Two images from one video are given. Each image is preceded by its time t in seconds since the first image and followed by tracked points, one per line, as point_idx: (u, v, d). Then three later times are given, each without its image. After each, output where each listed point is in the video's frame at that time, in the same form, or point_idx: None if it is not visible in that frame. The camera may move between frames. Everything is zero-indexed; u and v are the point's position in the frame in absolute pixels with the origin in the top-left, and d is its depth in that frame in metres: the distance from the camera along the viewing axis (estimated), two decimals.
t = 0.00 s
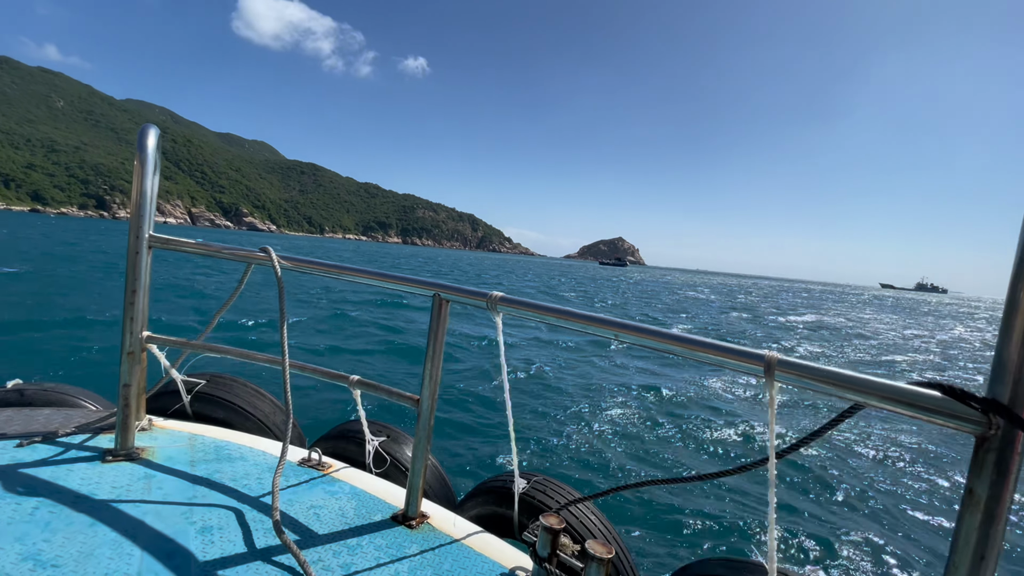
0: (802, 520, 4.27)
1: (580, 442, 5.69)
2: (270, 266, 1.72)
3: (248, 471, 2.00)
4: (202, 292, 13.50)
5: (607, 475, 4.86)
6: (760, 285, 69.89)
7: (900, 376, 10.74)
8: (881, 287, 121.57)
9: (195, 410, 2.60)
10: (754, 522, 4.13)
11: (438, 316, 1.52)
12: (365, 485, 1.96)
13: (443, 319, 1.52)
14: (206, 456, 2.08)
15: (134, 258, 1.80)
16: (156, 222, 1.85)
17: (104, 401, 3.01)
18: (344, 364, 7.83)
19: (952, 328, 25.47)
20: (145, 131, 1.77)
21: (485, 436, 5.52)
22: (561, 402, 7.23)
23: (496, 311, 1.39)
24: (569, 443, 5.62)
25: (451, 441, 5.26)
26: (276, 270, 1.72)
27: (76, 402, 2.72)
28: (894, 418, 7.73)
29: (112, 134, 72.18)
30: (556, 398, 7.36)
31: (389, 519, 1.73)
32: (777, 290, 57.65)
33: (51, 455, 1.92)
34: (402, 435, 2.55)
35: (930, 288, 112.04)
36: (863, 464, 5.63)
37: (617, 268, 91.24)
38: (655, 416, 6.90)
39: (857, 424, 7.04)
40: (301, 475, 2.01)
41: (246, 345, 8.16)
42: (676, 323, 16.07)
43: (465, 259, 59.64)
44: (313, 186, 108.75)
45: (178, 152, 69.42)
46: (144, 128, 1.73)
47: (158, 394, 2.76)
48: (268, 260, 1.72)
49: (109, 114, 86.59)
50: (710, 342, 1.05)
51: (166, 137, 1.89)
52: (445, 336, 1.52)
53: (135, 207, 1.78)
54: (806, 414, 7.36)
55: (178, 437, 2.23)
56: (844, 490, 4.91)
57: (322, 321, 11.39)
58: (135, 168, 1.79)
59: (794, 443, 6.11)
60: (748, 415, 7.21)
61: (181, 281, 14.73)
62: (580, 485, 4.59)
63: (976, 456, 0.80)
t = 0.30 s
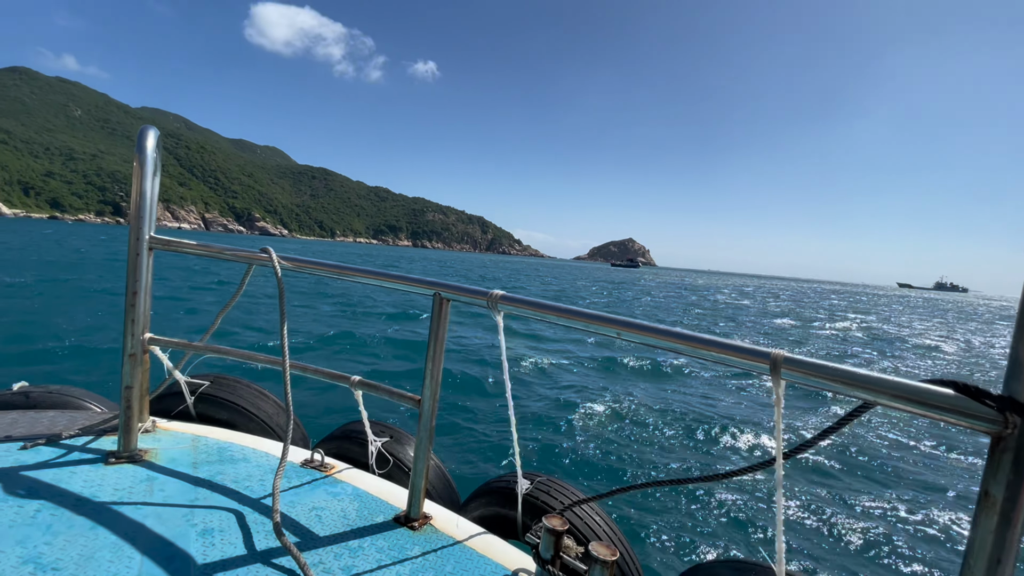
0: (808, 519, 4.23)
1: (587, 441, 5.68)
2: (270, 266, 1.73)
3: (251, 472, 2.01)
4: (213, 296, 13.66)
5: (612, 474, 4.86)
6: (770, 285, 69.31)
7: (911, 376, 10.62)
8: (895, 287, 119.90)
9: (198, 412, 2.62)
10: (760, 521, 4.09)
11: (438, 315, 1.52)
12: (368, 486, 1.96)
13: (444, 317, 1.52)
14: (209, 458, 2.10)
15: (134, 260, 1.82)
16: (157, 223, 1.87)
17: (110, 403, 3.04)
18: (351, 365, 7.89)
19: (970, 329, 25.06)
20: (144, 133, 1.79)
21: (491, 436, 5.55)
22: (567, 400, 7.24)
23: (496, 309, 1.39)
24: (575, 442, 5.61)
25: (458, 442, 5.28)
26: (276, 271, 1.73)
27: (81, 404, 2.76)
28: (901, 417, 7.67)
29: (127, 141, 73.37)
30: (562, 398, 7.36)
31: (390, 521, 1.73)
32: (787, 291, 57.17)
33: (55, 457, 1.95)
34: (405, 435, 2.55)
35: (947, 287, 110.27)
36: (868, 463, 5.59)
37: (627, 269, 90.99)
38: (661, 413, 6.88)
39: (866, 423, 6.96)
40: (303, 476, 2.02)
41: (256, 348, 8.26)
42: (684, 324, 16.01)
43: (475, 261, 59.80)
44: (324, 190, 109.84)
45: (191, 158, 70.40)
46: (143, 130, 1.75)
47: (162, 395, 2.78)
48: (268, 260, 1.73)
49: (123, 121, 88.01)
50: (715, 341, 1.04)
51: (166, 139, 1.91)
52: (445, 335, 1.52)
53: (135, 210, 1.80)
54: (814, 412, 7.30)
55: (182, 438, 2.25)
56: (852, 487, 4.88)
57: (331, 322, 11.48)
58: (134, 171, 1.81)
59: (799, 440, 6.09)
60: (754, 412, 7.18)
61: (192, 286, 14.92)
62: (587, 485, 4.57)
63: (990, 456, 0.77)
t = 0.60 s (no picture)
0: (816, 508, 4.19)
1: (592, 432, 5.68)
2: (270, 266, 1.74)
3: (256, 473, 2.02)
4: (224, 300, 13.83)
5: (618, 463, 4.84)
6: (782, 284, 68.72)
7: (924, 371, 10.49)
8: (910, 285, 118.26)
9: (204, 414, 2.64)
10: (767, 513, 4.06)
11: (438, 311, 1.52)
12: (373, 484, 1.97)
13: (443, 313, 1.52)
14: (215, 459, 2.11)
15: (134, 264, 1.83)
16: (155, 226, 1.88)
17: (118, 406, 3.08)
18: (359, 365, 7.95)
19: (985, 326, 24.69)
20: (140, 137, 1.79)
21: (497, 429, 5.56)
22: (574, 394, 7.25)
23: (496, 303, 1.39)
24: (581, 435, 5.60)
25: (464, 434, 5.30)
26: (275, 270, 1.74)
27: (89, 409, 2.80)
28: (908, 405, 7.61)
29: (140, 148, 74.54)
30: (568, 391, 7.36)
31: (396, 519, 1.73)
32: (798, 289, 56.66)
33: (62, 463, 1.98)
34: (411, 433, 2.55)
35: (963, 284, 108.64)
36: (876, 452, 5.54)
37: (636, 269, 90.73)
38: (666, 405, 6.87)
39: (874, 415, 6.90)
40: (309, 475, 2.03)
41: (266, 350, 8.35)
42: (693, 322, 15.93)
43: (483, 263, 59.96)
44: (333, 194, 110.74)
45: (203, 164, 71.35)
46: (138, 134, 1.76)
47: (168, 398, 2.81)
48: (267, 260, 1.74)
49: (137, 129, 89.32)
50: (721, 330, 1.03)
51: (161, 142, 1.92)
52: (446, 331, 1.52)
53: (133, 215, 1.81)
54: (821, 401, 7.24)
55: (188, 441, 2.27)
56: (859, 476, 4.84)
57: (340, 324, 11.58)
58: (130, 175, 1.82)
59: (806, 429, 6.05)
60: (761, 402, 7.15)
61: (203, 291, 15.10)
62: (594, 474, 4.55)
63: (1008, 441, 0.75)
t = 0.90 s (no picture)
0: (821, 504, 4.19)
1: (598, 431, 5.67)
2: (270, 277, 1.76)
3: (265, 482, 2.04)
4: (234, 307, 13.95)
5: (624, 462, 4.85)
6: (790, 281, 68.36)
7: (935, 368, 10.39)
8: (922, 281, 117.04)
9: (213, 423, 2.67)
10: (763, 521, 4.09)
11: (437, 316, 1.52)
12: (381, 489, 1.97)
13: (442, 318, 1.52)
14: (225, 469, 2.13)
15: (135, 279, 1.85)
16: (154, 240, 1.90)
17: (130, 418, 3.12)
18: (367, 369, 7.98)
19: (1000, 323, 24.34)
20: (135, 153, 1.80)
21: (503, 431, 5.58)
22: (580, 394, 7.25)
23: (494, 306, 1.39)
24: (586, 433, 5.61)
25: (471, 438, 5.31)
26: (276, 281, 1.75)
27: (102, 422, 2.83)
28: (916, 404, 7.56)
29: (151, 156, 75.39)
30: (574, 391, 7.36)
31: (404, 523, 1.73)
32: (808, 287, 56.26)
33: (75, 478, 2.00)
34: (417, 435, 2.56)
35: (978, 280, 107.05)
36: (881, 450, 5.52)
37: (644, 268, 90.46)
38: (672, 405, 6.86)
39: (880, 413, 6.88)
40: (318, 482, 2.04)
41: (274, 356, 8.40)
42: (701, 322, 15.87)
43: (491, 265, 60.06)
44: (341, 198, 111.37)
45: (213, 170, 72.07)
46: (134, 151, 1.77)
47: (177, 409, 2.83)
48: (267, 271, 1.75)
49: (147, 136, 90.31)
50: (716, 328, 1.03)
51: (156, 157, 1.93)
52: (445, 337, 1.52)
53: (132, 231, 1.83)
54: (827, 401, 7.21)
55: (198, 451, 2.29)
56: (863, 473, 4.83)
57: (348, 328, 11.65)
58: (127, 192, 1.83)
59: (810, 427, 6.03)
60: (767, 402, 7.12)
61: (213, 298, 15.24)
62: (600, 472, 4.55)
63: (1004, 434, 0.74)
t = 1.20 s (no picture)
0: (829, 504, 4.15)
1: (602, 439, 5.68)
2: (268, 289, 1.76)
3: (272, 493, 2.04)
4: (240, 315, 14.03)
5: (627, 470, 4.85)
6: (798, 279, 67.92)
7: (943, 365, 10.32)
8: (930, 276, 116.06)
9: (219, 435, 2.68)
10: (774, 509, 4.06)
11: (435, 323, 1.52)
12: (387, 497, 1.98)
13: (441, 325, 1.51)
14: (232, 482, 2.14)
15: (133, 296, 1.86)
16: (150, 255, 1.90)
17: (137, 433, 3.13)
18: (373, 376, 8.00)
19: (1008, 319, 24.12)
20: (126, 170, 1.80)
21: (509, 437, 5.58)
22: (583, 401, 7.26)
23: (491, 313, 1.39)
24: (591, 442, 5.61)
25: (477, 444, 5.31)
26: (274, 293, 1.76)
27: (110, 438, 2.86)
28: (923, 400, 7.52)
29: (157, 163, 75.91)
30: (577, 398, 7.37)
31: (411, 531, 1.73)
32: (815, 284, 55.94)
33: (80, 497, 2.01)
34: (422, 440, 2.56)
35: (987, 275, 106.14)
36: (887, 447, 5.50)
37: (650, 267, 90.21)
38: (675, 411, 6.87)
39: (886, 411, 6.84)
40: (324, 492, 2.04)
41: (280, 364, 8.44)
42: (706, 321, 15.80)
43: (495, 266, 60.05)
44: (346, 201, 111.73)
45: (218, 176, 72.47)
46: (125, 167, 1.77)
47: (182, 423, 2.84)
48: (264, 283, 1.76)
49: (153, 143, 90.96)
50: (716, 330, 1.02)
51: (148, 171, 1.93)
52: (444, 345, 1.52)
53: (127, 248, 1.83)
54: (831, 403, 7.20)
55: (204, 465, 2.30)
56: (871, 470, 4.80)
57: (353, 334, 11.69)
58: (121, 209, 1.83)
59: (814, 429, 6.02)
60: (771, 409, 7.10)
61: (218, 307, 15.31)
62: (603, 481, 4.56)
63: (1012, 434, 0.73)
